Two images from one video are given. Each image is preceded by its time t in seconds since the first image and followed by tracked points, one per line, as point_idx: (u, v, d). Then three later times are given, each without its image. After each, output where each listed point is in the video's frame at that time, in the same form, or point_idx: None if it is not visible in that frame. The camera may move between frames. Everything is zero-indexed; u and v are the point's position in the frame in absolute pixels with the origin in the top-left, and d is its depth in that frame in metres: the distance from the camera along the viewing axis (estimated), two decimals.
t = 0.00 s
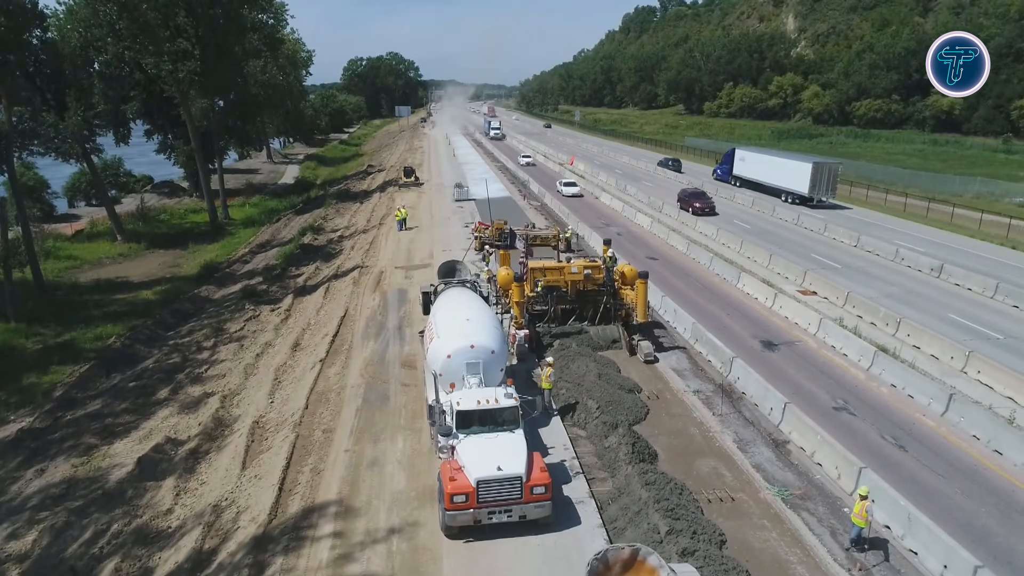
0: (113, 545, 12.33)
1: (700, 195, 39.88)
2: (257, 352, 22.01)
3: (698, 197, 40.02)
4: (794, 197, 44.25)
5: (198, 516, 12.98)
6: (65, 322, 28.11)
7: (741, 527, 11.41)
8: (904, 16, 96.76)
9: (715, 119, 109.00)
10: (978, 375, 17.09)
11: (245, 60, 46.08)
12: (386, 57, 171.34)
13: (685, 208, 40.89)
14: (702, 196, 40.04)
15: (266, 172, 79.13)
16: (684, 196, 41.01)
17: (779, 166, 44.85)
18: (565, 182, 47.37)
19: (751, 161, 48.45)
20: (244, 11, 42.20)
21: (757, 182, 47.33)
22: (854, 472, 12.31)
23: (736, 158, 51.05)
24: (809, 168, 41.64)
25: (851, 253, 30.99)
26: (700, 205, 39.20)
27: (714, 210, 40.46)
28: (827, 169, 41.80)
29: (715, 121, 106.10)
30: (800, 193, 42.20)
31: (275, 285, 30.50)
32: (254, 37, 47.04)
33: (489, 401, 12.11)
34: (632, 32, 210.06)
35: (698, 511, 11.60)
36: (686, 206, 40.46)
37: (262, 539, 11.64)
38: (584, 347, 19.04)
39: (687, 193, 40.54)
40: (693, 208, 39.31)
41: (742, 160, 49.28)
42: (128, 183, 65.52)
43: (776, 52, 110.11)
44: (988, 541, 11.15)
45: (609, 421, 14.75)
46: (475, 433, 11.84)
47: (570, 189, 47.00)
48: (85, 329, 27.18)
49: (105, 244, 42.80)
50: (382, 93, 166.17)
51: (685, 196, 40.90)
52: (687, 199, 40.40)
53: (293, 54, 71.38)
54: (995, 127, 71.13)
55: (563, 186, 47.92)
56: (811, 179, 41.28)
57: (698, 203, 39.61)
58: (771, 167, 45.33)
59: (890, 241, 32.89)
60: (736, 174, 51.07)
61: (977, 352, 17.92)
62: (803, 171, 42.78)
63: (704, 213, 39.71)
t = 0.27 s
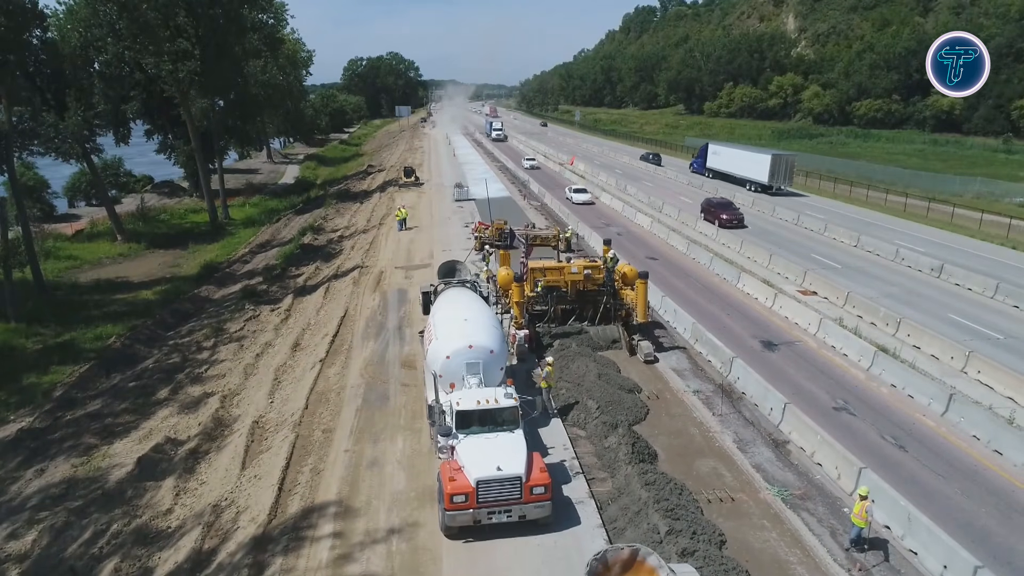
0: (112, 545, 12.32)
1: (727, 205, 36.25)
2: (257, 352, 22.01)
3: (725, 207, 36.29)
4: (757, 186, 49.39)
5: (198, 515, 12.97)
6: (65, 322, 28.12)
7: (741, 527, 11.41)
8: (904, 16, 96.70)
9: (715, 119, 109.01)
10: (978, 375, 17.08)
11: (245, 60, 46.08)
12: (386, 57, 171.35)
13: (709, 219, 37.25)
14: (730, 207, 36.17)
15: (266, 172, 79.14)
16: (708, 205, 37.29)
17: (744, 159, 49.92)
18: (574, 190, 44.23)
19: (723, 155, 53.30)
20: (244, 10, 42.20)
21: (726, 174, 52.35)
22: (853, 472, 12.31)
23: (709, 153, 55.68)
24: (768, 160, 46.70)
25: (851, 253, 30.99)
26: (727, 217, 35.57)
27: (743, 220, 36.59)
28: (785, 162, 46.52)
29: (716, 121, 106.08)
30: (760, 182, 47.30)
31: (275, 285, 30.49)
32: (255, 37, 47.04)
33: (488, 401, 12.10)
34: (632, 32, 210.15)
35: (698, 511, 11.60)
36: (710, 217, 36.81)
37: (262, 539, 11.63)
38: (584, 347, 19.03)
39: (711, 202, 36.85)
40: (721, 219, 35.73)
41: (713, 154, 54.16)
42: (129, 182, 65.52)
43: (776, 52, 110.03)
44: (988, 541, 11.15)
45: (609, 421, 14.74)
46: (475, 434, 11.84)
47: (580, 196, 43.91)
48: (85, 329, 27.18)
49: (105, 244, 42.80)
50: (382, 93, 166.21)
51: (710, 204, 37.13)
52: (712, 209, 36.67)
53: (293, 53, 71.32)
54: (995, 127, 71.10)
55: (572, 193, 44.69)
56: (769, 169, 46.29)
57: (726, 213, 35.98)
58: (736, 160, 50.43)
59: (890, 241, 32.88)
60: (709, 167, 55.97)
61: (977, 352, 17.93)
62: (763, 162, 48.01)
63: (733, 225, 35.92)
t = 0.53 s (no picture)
0: (112, 545, 12.33)
1: (760, 219, 32.75)
2: (257, 352, 22.03)
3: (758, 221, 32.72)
4: (726, 177, 54.07)
5: (198, 515, 12.98)
6: (65, 322, 28.13)
7: (741, 527, 11.41)
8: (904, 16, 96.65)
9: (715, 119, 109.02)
10: (978, 375, 17.08)
11: (245, 60, 46.09)
12: (386, 57, 171.41)
13: (738, 233, 33.82)
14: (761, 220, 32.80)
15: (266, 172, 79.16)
16: (737, 217, 33.82)
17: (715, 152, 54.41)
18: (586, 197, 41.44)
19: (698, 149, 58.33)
20: (244, 10, 42.19)
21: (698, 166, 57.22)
22: (853, 472, 12.31)
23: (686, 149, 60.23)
24: (735, 154, 51.85)
25: (851, 252, 30.99)
26: (761, 231, 32.06)
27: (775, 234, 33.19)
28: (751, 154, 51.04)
29: (716, 121, 106.08)
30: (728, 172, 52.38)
31: (275, 285, 30.49)
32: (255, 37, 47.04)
33: (488, 401, 12.10)
34: (632, 32, 210.24)
35: (698, 511, 11.59)
36: (740, 230, 33.29)
37: (261, 539, 11.63)
38: (584, 347, 19.01)
39: (741, 215, 33.35)
40: (753, 234, 32.21)
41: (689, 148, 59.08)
42: (129, 182, 65.52)
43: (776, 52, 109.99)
44: (988, 542, 11.14)
45: (609, 421, 14.73)
46: (474, 433, 11.84)
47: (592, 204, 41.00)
48: (85, 329, 27.19)
49: (105, 244, 42.80)
50: (383, 93, 166.25)
51: (739, 217, 33.69)
52: (742, 222, 33.26)
53: (293, 53, 71.26)
54: (995, 127, 71.08)
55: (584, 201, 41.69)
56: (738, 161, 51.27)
57: (758, 227, 32.48)
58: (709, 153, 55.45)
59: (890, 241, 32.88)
60: (685, 161, 60.80)
61: (977, 352, 17.92)
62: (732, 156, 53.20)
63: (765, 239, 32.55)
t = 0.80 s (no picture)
0: (112, 544, 12.34)
1: (801, 235, 28.95)
2: (257, 352, 22.03)
3: (799, 238, 28.86)
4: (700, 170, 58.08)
5: (198, 515, 12.98)
6: (66, 322, 28.14)
7: (740, 527, 11.41)
8: (904, 16, 96.61)
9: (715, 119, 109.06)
10: (978, 375, 17.08)
11: (246, 60, 46.09)
12: (386, 57, 171.44)
13: (775, 250, 30.10)
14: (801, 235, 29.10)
15: (266, 172, 79.18)
16: (774, 232, 30.06)
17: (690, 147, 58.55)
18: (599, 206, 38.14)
19: (677, 145, 62.60)
20: (244, 10, 42.17)
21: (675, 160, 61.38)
22: (853, 472, 12.31)
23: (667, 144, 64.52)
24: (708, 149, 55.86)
25: (852, 252, 30.98)
26: (803, 249, 28.24)
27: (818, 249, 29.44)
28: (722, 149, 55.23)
29: (716, 121, 106.05)
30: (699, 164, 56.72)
31: (275, 285, 30.48)
32: (255, 37, 47.03)
33: (488, 401, 12.10)
34: (632, 32, 210.20)
35: (697, 510, 11.59)
36: (778, 248, 29.54)
37: (261, 539, 11.62)
38: (584, 347, 18.99)
39: (779, 230, 29.53)
40: (794, 252, 28.38)
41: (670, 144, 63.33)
42: (129, 182, 65.51)
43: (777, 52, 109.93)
44: (988, 541, 11.14)
45: (608, 421, 14.72)
46: (475, 433, 11.83)
47: (606, 214, 37.64)
48: (84, 328, 27.19)
49: (105, 244, 42.80)
50: (383, 94, 166.27)
51: (776, 232, 29.97)
52: (780, 238, 29.58)
53: (293, 53, 71.21)
54: (995, 127, 71.03)
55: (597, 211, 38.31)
56: (710, 155, 55.47)
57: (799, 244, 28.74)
58: (686, 147, 59.71)
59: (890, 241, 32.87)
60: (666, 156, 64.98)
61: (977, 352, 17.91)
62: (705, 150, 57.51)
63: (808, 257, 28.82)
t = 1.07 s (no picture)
0: (111, 544, 12.36)
1: (852, 256, 25.35)
2: (256, 352, 22.03)
3: (850, 259, 25.27)
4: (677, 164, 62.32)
5: (197, 515, 12.99)
6: (65, 322, 28.14)
7: (739, 527, 11.40)
8: (904, 16, 96.59)
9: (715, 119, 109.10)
10: (978, 375, 17.07)
11: (245, 60, 46.09)
12: (386, 57, 171.47)
13: (820, 271, 26.59)
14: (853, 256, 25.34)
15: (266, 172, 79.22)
16: (818, 252, 26.54)
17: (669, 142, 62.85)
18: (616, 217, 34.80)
19: (660, 142, 66.83)
20: (244, 10, 42.19)
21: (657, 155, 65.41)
22: (852, 472, 12.31)
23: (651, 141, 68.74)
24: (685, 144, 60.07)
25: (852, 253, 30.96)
26: (856, 272, 24.63)
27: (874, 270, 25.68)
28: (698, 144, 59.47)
29: (716, 121, 106.02)
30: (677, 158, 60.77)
31: (274, 285, 30.47)
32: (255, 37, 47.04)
33: (487, 401, 12.08)
34: (632, 32, 210.28)
35: (696, 510, 11.58)
36: (825, 270, 26.00)
37: (260, 539, 11.60)
38: (583, 347, 18.98)
39: (826, 249, 26.00)
40: (845, 275, 24.79)
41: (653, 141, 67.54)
42: (128, 182, 65.45)
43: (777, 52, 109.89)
44: (987, 541, 11.13)
45: (608, 421, 14.70)
46: (474, 433, 11.81)
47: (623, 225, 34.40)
48: (84, 328, 27.19)
49: (105, 244, 42.79)
50: (383, 94, 166.33)
51: (823, 252, 26.29)
52: (828, 259, 25.92)
53: (293, 53, 71.20)
54: (995, 128, 70.99)
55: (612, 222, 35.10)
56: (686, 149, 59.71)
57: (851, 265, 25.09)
58: (666, 143, 63.73)
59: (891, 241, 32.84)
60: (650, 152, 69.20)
61: (977, 352, 17.90)
62: (683, 146, 61.54)
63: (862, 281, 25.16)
